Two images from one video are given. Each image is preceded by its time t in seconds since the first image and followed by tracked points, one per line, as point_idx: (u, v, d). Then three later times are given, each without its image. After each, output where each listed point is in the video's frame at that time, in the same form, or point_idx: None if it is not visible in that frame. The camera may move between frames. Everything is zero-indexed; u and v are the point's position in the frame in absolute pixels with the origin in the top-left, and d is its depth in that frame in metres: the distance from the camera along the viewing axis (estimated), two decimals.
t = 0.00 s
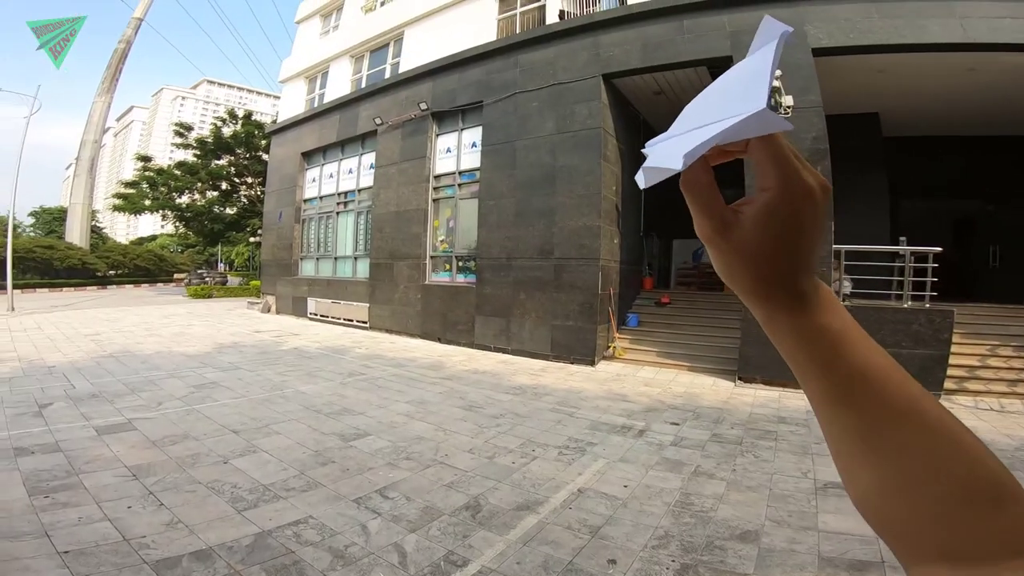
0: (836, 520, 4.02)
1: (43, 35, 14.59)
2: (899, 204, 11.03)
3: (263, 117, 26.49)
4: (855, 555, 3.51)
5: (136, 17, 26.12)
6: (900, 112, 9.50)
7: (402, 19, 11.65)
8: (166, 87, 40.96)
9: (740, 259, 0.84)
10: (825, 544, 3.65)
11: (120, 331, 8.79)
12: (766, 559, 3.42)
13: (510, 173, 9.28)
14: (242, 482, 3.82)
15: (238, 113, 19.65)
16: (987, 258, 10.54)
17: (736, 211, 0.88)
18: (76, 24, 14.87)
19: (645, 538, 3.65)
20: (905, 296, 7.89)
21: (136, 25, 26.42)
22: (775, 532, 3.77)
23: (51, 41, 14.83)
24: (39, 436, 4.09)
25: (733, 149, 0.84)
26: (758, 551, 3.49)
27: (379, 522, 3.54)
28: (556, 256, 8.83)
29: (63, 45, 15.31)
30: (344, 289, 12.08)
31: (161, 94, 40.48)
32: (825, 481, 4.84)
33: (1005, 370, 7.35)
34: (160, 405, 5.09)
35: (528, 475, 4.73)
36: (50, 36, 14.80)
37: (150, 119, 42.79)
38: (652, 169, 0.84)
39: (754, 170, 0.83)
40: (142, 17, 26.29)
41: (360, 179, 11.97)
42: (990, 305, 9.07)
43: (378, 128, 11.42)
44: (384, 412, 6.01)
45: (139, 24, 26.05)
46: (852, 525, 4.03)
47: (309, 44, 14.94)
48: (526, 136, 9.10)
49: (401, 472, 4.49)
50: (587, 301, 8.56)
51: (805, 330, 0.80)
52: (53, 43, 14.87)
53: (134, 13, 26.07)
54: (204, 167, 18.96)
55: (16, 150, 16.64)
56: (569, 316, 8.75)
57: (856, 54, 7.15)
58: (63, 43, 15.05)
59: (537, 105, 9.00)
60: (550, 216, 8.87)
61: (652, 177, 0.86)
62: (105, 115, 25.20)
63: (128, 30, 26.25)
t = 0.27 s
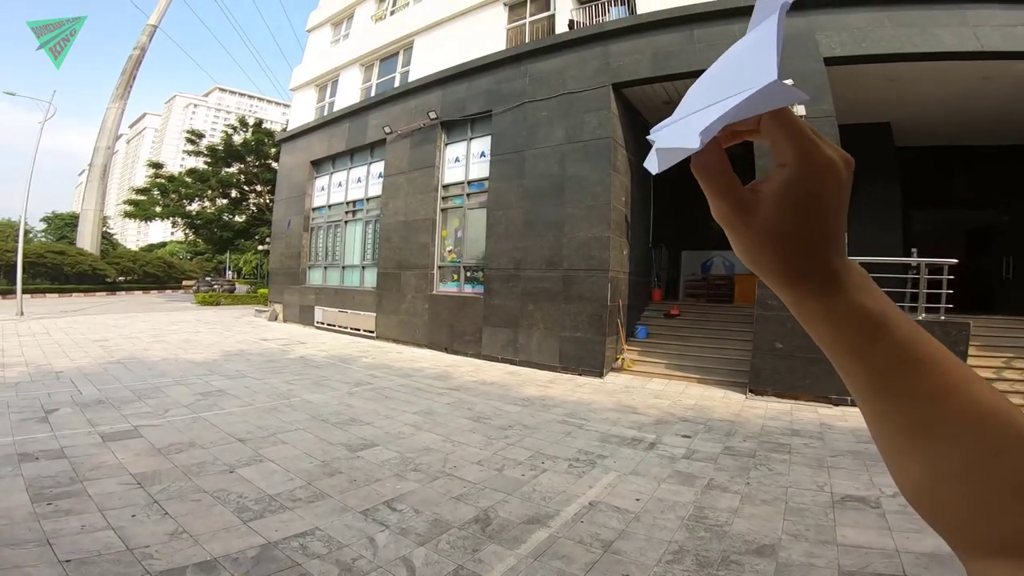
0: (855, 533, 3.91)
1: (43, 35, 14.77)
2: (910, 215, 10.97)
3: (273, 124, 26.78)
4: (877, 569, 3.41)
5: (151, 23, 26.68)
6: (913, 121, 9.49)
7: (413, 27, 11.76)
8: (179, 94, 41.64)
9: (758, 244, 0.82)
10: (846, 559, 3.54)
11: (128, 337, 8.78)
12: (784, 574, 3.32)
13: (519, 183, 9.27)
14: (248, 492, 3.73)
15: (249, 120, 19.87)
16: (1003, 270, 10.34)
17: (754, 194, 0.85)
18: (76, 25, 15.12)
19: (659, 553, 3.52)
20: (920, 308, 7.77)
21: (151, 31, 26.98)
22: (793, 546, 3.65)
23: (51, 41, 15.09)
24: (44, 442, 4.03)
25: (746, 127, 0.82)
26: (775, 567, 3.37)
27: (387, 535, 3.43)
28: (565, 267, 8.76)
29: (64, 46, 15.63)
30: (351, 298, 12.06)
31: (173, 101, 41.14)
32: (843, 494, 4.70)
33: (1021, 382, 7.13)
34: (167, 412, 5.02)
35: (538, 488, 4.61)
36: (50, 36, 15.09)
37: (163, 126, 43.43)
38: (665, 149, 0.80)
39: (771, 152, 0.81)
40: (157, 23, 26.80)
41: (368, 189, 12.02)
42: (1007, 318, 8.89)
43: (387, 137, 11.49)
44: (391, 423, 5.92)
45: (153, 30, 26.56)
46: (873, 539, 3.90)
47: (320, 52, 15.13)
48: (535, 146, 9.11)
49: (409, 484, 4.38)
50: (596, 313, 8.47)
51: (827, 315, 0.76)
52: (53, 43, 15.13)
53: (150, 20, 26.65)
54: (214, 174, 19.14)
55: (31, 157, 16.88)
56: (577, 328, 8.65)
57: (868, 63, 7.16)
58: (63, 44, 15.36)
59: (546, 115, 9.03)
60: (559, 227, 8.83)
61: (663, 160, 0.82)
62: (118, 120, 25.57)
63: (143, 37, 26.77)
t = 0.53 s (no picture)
0: (874, 546, 3.79)
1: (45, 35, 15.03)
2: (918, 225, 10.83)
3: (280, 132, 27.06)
4: None
5: (162, 31, 27.20)
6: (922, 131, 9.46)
7: (422, 36, 11.84)
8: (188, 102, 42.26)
9: (821, 181, 0.74)
10: (867, 573, 3.42)
11: (133, 344, 8.74)
12: None
13: (526, 193, 9.27)
14: (251, 502, 3.63)
15: (257, 129, 20.05)
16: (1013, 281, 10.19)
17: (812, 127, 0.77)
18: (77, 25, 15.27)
19: (673, 568, 3.40)
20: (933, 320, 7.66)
21: (162, 39, 27.47)
22: (810, 560, 3.53)
23: (51, 41, 15.33)
24: (45, 448, 3.96)
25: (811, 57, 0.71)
26: None
27: (392, 548, 3.32)
28: (572, 278, 8.70)
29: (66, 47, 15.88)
30: (357, 308, 12.02)
31: (183, 108, 41.73)
32: (859, 507, 4.56)
33: None
34: (170, 420, 4.95)
35: (547, 501, 4.49)
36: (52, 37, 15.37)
37: (171, 135, 43.98)
38: (704, 77, 0.71)
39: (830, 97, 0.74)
40: (168, 31, 27.34)
41: (374, 198, 12.05)
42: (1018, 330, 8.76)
43: (393, 146, 11.54)
44: (396, 433, 5.82)
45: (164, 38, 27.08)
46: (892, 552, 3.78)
47: (328, 60, 15.28)
48: (542, 155, 9.11)
49: (415, 496, 4.27)
50: (603, 324, 8.38)
51: (912, 259, 0.69)
52: (54, 43, 15.39)
53: (161, 27, 27.17)
54: (222, 182, 19.26)
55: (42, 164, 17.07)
56: (584, 339, 8.56)
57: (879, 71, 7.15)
58: (64, 44, 15.63)
59: (553, 124, 9.06)
60: (566, 237, 8.79)
61: (700, 91, 0.73)
62: (128, 128, 25.87)
63: (154, 44, 27.30)
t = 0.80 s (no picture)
0: (894, 560, 3.65)
1: (45, 37, 15.64)
2: (928, 235, 10.79)
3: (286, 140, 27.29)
4: None
5: (172, 38, 27.73)
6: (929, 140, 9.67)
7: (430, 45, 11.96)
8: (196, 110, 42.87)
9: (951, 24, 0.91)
10: None
11: (136, 351, 8.69)
12: None
13: (532, 205, 9.25)
14: (252, 514, 3.53)
15: (263, 138, 20.20)
16: None
17: None
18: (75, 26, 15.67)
19: None
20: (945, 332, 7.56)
21: (173, 47, 28.00)
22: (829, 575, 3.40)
23: (52, 42, 15.91)
24: (44, 455, 3.88)
25: None
26: None
27: (397, 563, 3.20)
28: (578, 290, 8.63)
29: (66, 48, 16.53)
30: (360, 317, 11.96)
31: (191, 116, 42.32)
32: (876, 519, 4.41)
33: None
34: (171, 429, 4.87)
35: (555, 515, 4.36)
36: (55, 40, 16.06)
37: (179, 144, 44.53)
38: None
39: None
40: (179, 39, 27.90)
41: (379, 208, 12.07)
42: None
43: (399, 155, 11.58)
44: (401, 445, 5.71)
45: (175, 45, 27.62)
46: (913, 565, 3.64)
47: (335, 69, 15.44)
48: (549, 166, 9.12)
49: (420, 509, 4.15)
50: (610, 336, 8.29)
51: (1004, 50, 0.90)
52: (54, 44, 15.98)
53: (171, 35, 27.72)
54: (228, 191, 19.33)
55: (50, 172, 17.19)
56: (590, 351, 8.46)
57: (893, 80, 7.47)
58: (63, 45, 16.33)
59: (560, 134, 9.08)
60: (572, 248, 8.74)
61: None
62: (137, 135, 26.19)
63: (164, 52, 27.83)
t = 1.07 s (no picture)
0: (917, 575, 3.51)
1: (43, 36, 13.84)
2: (937, 247, 10.73)
3: (293, 149, 27.52)
4: None
5: (182, 46, 28.14)
6: (937, 150, 9.64)
7: (438, 54, 12.08)
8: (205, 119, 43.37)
9: None
10: None
11: (139, 359, 8.61)
12: None
13: (538, 216, 9.22)
14: (255, 526, 3.42)
15: (270, 147, 20.35)
16: None
17: None
18: (76, 26, 14.08)
19: None
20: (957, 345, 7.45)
21: (183, 55, 28.40)
22: None
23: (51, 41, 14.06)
24: (43, 463, 3.79)
25: None
26: None
27: None
28: (585, 302, 8.55)
29: (66, 47, 14.71)
30: (364, 328, 11.89)
31: (200, 124, 42.81)
32: (894, 533, 4.27)
33: None
34: (173, 438, 4.77)
35: (564, 529, 4.23)
36: (50, 36, 14.12)
37: (187, 154, 44.96)
38: None
39: None
40: (189, 47, 28.32)
41: (385, 218, 12.08)
42: None
43: (405, 165, 11.62)
44: (405, 457, 5.58)
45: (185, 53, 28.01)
46: None
47: (343, 79, 15.59)
48: (556, 177, 9.11)
49: (426, 523, 4.03)
50: (616, 349, 8.19)
51: None
52: (54, 44, 14.20)
53: (181, 43, 28.13)
54: (234, 200, 19.39)
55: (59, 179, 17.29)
56: (596, 363, 8.35)
57: (899, 90, 7.48)
58: (64, 44, 14.40)
59: (567, 145, 9.10)
60: (578, 260, 8.69)
61: None
62: (145, 142, 26.40)
63: (174, 60, 28.22)
